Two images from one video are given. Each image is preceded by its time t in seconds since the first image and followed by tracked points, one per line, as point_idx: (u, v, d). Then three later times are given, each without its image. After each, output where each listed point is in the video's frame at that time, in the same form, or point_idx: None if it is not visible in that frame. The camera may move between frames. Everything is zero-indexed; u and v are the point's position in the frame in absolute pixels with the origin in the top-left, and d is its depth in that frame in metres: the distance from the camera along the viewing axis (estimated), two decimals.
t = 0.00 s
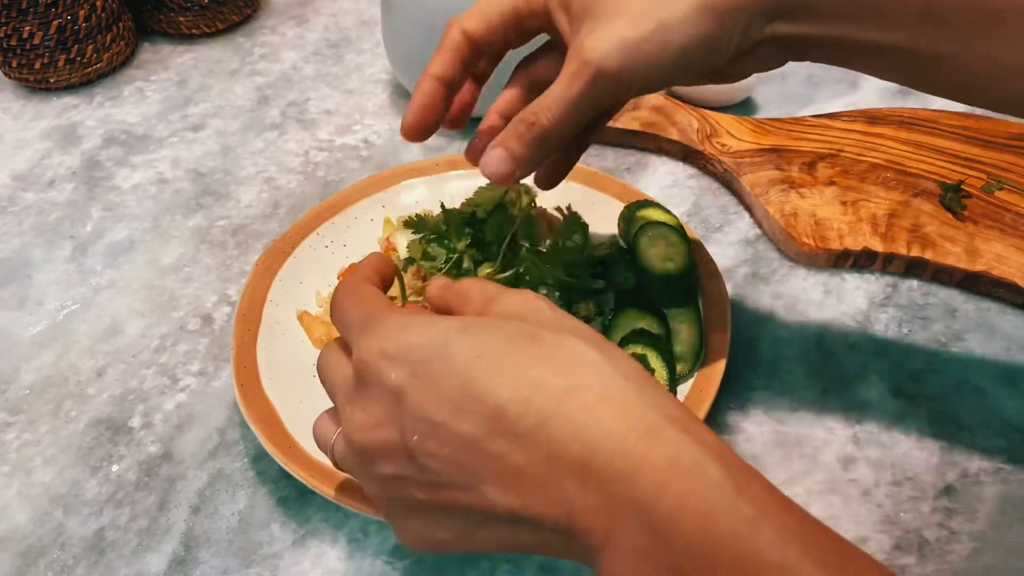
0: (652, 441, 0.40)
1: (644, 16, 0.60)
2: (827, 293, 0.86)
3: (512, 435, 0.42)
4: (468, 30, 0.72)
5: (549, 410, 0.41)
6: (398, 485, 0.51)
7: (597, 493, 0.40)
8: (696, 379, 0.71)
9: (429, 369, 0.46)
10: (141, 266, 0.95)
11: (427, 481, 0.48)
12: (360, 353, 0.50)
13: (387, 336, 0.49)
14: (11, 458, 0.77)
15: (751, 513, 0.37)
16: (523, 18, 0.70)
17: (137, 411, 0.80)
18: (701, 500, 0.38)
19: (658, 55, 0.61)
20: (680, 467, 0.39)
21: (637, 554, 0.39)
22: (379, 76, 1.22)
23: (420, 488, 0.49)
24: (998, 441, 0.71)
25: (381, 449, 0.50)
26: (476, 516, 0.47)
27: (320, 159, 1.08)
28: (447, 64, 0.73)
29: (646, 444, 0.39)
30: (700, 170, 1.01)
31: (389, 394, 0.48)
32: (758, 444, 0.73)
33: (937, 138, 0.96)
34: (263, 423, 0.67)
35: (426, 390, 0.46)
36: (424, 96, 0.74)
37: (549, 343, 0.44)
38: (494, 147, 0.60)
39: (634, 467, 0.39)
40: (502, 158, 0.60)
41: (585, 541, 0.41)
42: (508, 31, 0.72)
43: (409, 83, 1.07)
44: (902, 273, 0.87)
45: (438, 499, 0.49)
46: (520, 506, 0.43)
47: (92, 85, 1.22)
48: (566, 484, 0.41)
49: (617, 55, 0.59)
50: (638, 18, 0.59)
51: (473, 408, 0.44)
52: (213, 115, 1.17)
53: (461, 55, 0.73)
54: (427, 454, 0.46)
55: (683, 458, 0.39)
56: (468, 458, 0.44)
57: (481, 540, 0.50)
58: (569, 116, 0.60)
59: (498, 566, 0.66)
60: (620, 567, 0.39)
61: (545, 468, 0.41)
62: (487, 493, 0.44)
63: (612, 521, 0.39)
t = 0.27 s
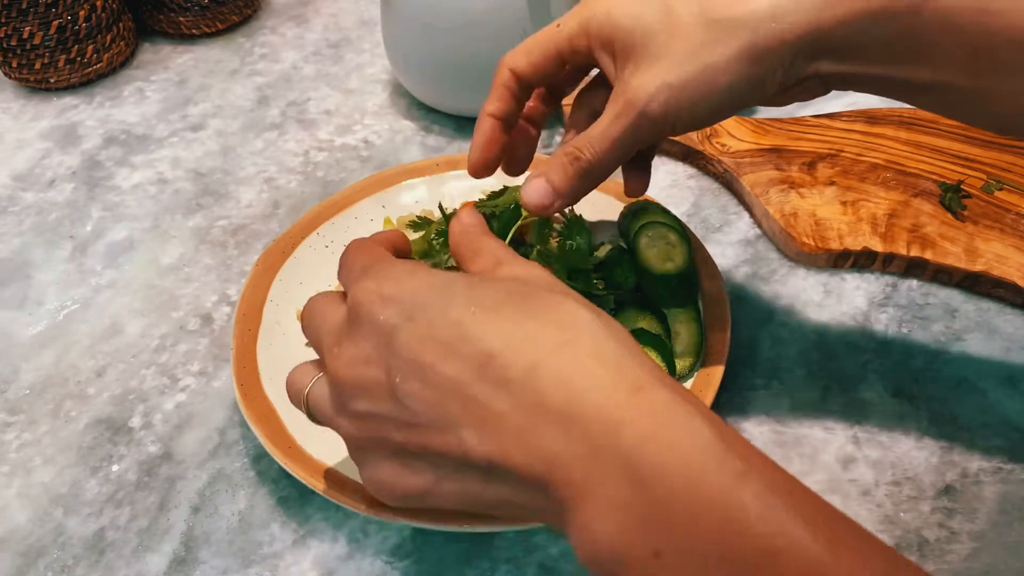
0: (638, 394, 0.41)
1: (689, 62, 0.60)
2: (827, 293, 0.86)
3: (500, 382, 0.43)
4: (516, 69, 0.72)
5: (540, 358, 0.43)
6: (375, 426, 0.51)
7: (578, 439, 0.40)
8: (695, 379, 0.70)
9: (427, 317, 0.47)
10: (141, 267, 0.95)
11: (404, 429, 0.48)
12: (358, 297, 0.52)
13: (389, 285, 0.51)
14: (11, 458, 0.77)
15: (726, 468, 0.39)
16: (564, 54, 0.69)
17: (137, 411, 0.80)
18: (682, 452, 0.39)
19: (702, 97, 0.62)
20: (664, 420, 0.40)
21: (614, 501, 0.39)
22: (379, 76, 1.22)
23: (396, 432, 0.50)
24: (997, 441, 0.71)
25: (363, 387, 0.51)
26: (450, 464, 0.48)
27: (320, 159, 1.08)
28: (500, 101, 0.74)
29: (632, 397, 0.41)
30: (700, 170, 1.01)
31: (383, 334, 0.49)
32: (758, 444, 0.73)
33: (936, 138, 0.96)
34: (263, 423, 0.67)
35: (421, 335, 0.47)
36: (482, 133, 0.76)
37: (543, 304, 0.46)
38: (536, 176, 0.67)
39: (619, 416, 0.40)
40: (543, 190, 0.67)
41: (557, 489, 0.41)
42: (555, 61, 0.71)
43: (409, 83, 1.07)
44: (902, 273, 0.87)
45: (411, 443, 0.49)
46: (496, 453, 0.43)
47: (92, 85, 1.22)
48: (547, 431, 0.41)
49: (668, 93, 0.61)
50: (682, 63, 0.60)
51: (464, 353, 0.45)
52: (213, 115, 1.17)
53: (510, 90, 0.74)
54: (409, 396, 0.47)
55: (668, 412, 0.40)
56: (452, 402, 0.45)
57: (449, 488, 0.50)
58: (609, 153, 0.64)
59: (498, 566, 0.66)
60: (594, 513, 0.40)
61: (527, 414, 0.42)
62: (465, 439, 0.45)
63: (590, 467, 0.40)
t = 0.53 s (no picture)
0: (579, 416, 0.40)
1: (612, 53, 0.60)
2: (827, 293, 0.86)
3: (440, 412, 0.42)
4: (474, 19, 0.79)
5: (480, 385, 0.42)
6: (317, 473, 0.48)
7: (525, 464, 0.40)
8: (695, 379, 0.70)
9: (358, 355, 0.45)
10: (141, 267, 0.95)
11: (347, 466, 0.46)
12: (284, 344, 0.49)
13: (308, 330, 0.48)
14: (11, 458, 0.77)
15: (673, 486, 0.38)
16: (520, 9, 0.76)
17: (137, 411, 0.80)
18: (629, 470, 0.38)
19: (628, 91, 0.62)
20: (608, 439, 0.40)
21: (559, 519, 0.38)
22: (379, 76, 1.22)
23: (339, 477, 0.47)
24: (997, 441, 0.71)
25: (300, 435, 0.48)
26: (398, 502, 0.46)
27: (320, 159, 1.08)
28: (468, 49, 0.80)
29: (575, 418, 0.40)
30: (700, 170, 1.01)
31: (313, 378, 0.46)
32: (758, 443, 0.73)
33: (936, 138, 0.96)
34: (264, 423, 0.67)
35: (352, 375, 0.45)
36: (461, 83, 0.80)
37: (478, 332, 0.45)
38: (496, 136, 0.71)
39: (563, 439, 0.39)
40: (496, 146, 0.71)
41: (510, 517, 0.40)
42: (512, 17, 0.77)
43: (409, 83, 1.07)
44: (902, 274, 0.87)
45: (356, 485, 0.46)
46: (444, 484, 0.42)
47: (92, 85, 1.22)
48: (493, 458, 0.40)
49: (595, 79, 0.61)
50: (611, 50, 0.60)
51: (404, 389, 0.43)
52: (213, 115, 1.17)
53: (473, 37, 0.80)
54: (350, 438, 0.45)
55: (610, 431, 0.40)
56: (391, 438, 0.43)
57: (400, 529, 0.48)
58: (545, 123, 0.65)
59: (498, 566, 0.66)
60: (546, 536, 0.38)
61: (472, 443, 0.41)
62: (412, 475, 0.43)
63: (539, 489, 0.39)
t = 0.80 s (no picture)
0: (519, 404, 0.41)
1: (645, 34, 0.61)
2: (827, 293, 0.86)
3: (395, 407, 0.44)
4: (503, 7, 0.80)
5: (426, 379, 0.44)
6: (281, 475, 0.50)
7: (465, 449, 0.41)
8: (695, 380, 0.70)
9: (321, 361, 0.49)
10: (141, 267, 0.95)
11: (307, 464, 0.48)
12: (259, 360, 0.53)
13: (281, 341, 0.53)
14: (11, 458, 0.77)
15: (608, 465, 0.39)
16: None
17: (137, 411, 0.80)
18: (565, 451, 0.39)
19: (650, 71, 0.64)
20: (546, 424, 0.40)
21: (499, 497, 0.39)
22: (379, 76, 1.22)
23: (298, 477, 0.49)
24: (997, 441, 0.71)
25: (265, 441, 0.50)
26: (353, 498, 0.47)
27: (320, 159, 1.08)
28: (488, 38, 0.82)
29: (515, 406, 0.41)
30: (700, 171, 1.01)
31: (283, 381, 0.50)
32: (758, 444, 0.73)
33: (937, 138, 0.96)
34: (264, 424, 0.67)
35: (315, 376, 0.48)
36: (473, 71, 0.84)
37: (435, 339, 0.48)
38: (506, 104, 0.70)
39: (502, 424, 0.40)
40: (510, 118, 0.70)
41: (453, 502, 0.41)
42: None
43: (409, 84, 1.07)
44: (902, 274, 0.87)
45: (317, 487, 0.48)
46: (393, 475, 0.43)
47: (92, 85, 1.22)
48: (439, 445, 0.42)
49: (621, 59, 0.63)
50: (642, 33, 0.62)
51: (363, 388, 0.46)
52: (213, 115, 1.17)
53: (498, 27, 0.81)
54: (309, 437, 0.47)
55: (548, 417, 0.41)
56: (350, 433, 0.45)
57: (356, 531, 0.48)
58: (567, 95, 0.67)
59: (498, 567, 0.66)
60: (484, 517, 0.39)
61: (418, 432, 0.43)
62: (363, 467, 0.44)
63: (479, 471, 0.40)
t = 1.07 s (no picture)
0: (573, 364, 0.43)
1: (722, 152, 0.63)
2: (827, 293, 0.86)
3: (436, 347, 0.45)
4: (558, 119, 0.80)
5: (474, 325, 0.46)
6: (302, 399, 0.51)
7: (513, 404, 0.43)
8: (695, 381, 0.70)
9: (359, 286, 0.50)
10: (141, 267, 0.95)
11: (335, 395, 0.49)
12: (290, 273, 0.53)
13: (320, 261, 0.53)
14: (11, 458, 0.77)
15: (665, 431, 0.41)
16: (606, 104, 0.76)
17: (137, 411, 0.80)
18: (617, 415, 0.41)
19: (736, 185, 0.65)
20: (599, 386, 0.42)
21: (547, 459, 0.41)
22: (379, 76, 1.22)
23: (321, 405, 0.50)
24: (997, 440, 0.71)
25: (288, 360, 0.51)
26: (381, 438, 0.49)
27: (320, 159, 1.08)
28: (546, 153, 0.82)
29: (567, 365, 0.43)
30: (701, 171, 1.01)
31: (314, 302, 0.51)
32: (758, 444, 0.73)
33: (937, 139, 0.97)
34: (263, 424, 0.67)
35: (351, 299, 0.49)
36: (539, 185, 0.83)
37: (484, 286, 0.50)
38: (577, 237, 0.72)
39: (554, 381, 0.42)
40: (586, 247, 0.71)
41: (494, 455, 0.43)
42: (596, 113, 0.78)
43: (409, 84, 1.07)
44: (902, 273, 0.87)
45: (340, 418, 0.50)
46: (429, 418, 0.45)
47: (92, 85, 1.22)
48: (486, 399, 0.43)
49: (700, 175, 0.64)
50: (717, 151, 0.63)
51: (403, 323, 0.47)
52: (213, 115, 1.17)
53: (554, 138, 0.81)
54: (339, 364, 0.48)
55: (601, 380, 0.43)
56: (383, 369, 0.47)
57: (378, 471, 0.50)
58: (639, 221, 0.68)
59: (498, 566, 0.66)
60: (529, 474, 0.41)
61: (462, 382, 0.44)
62: (398, 408, 0.46)
63: (528, 430, 0.42)
